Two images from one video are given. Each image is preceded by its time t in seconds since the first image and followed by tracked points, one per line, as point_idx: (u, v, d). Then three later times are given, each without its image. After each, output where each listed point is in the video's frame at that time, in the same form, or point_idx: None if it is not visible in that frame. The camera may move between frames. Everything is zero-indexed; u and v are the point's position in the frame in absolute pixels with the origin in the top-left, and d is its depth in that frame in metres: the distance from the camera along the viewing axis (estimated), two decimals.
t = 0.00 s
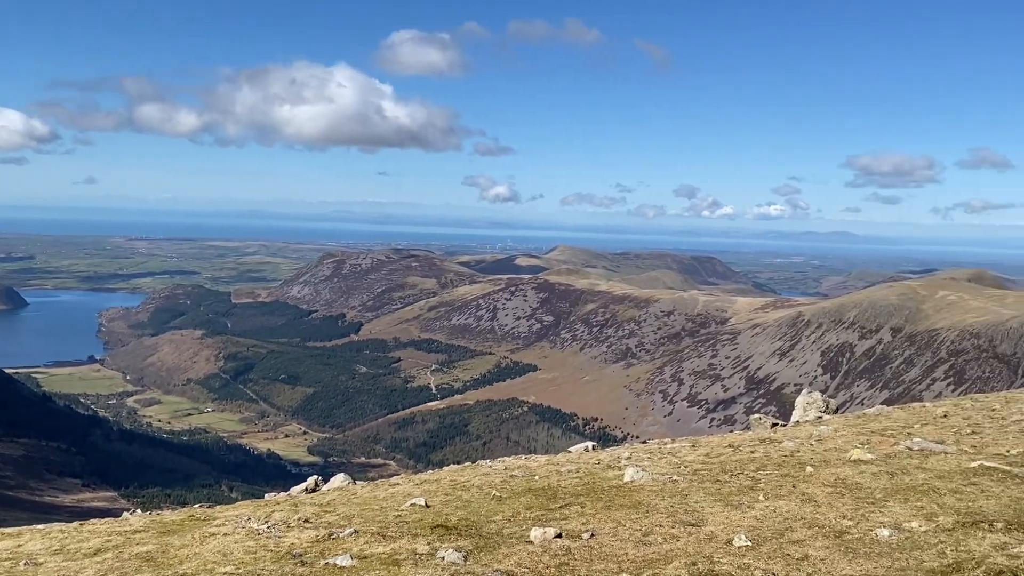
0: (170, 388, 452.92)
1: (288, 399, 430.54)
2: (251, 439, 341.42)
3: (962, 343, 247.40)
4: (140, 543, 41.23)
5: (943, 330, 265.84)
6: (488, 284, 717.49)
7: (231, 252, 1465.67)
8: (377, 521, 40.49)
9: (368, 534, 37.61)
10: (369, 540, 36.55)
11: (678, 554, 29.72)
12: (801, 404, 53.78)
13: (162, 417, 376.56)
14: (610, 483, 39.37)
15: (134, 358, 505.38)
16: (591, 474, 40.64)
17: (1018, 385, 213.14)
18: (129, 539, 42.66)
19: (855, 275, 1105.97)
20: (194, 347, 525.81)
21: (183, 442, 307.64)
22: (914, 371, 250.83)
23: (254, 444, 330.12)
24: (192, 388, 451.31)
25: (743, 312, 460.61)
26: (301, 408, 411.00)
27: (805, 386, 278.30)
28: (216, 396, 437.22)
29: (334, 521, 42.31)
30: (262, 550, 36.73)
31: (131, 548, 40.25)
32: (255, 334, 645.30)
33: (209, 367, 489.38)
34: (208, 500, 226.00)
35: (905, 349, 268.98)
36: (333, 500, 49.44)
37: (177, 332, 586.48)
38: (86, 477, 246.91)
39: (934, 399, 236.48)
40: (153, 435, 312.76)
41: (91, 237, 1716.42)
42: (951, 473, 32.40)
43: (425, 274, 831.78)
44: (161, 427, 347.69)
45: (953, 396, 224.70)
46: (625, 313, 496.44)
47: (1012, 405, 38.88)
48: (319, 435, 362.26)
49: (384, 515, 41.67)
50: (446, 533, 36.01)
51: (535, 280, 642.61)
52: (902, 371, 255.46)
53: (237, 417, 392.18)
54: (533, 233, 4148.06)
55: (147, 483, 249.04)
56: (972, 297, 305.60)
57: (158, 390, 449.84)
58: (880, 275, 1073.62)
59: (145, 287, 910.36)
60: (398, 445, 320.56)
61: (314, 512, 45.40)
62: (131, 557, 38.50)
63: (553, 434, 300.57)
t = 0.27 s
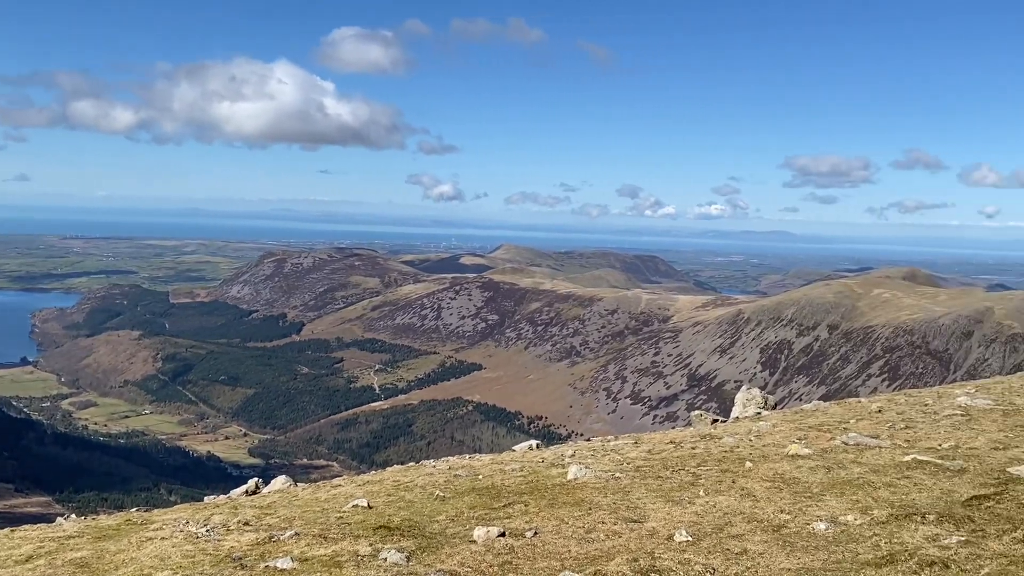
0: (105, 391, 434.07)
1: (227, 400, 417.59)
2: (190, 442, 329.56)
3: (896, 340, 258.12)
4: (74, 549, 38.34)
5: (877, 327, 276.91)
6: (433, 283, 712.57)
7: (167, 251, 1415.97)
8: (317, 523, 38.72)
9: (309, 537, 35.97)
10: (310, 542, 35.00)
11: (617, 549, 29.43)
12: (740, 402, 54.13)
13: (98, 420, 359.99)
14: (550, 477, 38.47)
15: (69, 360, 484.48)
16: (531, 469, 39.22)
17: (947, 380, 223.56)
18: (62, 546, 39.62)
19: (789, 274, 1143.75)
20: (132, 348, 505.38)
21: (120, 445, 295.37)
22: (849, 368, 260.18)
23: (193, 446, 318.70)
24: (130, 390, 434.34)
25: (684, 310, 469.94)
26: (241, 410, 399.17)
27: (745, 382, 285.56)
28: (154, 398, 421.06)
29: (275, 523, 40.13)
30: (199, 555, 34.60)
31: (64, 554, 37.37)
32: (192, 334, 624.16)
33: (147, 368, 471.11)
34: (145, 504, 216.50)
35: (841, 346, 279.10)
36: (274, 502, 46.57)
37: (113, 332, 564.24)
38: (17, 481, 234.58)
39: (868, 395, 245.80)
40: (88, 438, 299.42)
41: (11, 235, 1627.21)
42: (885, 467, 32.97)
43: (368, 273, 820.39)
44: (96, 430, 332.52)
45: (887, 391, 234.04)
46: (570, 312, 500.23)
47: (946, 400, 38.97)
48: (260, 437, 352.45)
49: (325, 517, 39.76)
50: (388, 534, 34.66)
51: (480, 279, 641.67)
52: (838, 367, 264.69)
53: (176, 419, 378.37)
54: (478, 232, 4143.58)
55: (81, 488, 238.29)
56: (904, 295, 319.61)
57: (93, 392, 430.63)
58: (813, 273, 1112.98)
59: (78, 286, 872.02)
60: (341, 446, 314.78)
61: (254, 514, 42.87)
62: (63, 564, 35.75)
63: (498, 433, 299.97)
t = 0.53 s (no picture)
0: (44, 395, 416.67)
1: (169, 402, 403.74)
2: (131, 444, 317.14)
3: (836, 337, 267.00)
4: (5, 557, 35.81)
5: (818, 325, 286.04)
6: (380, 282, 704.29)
7: (104, 250, 1363.84)
8: (261, 526, 37.18)
9: (253, 540, 34.54)
10: (254, 546, 33.56)
11: (564, 547, 29.12)
12: (686, 399, 54.39)
13: (34, 423, 343.79)
14: (496, 473, 37.73)
15: (5, 364, 466.04)
16: (478, 467, 38.28)
17: (885, 375, 232.16)
18: None
19: (732, 273, 1171.46)
20: (71, 350, 485.74)
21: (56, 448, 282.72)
22: (791, 364, 267.47)
23: (134, 449, 306.79)
24: (69, 394, 417.70)
25: (631, 308, 476.08)
26: (184, 412, 386.49)
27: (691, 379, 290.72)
28: (95, 401, 405.08)
29: (218, 527, 38.35)
30: (139, 560, 32.77)
31: None
32: (131, 335, 602.13)
33: (86, 370, 452.77)
34: (84, 509, 207.21)
35: (783, 343, 287.06)
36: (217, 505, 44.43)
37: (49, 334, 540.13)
38: None
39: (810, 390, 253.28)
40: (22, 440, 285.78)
41: None
42: (826, 462, 33.50)
43: (314, 272, 805.64)
44: (32, 433, 317.33)
45: (827, 386, 241.07)
46: (518, 310, 501.18)
47: (884, 395, 39.71)
48: (204, 439, 341.77)
49: (269, 520, 38.22)
50: (334, 536, 33.51)
51: (428, 278, 637.31)
52: (781, 363, 271.84)
53: (116, 422, 364.04)
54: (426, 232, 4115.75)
55: (16, 492, 227.31)
56: (843, 292, 331.44)
57: (32, 397, 413.10)
58: (755, 271, 1142.41)
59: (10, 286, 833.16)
60: (287, 448, 307.86)
61: (196, 518, 40.87)
62: None
63: (446, 433, 297.72)
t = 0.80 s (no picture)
0: None
1: (116, 405, 389.35)
2: (77, 448, 304.61)
3: (784, 334, 274.03)
4: None
5: (766, 322, 293.20)
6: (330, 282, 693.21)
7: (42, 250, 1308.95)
8: (210, 530, 35.77)
9: (200, 544, 33.21)
10: (202, 550, 32.26)
11: (517, 546, 28.87)
12: (637, 396, 54.48)
13: None
14: (448, 472, 37.02)
15: None
16: (431, 467, 37.46)
17: (831, 370, 238.99)
18: None
19: (681, 271, 1192.49)
20: (11, 352, 464.44)
21: None
22: (740, 361, 272.86)
23: (79, 453, 294.56)
24: (9, 397, 398.67)
25: (583, 307, 479.66)
26: (131, 415, 373.09)
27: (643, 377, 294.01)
28: (36, 405, 387.69)
29: (165, 531, 36.62)
30: (82, 565, 31.13)
31: None
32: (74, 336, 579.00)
33: (27, 373, 433.44)
34: (26, 514, 197.42)
35: (732, 340, 293.07)
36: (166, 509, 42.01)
37: None
38: None
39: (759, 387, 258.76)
40: None
41: None
42: (774, 457, 34.03)
43: (262, 272, 788.14)
44: None
45: (776, 382, 246.25)
46: (471, 310, 499.41)
47: (830, 391, 40.41)
48: (152, 442, 330.55)
49: (218, 523, 36.72)
50: (284, 539, 32.48)
51: (378, 278, 630.08)
52: (730, 360, 277.06)
53: (60, 425, 349.39)
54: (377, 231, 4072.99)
55: None
56: (790, 291, 340.83)
57: None
58: (704, 270, 1165.14)
59: None
60: (236, 450, 300.18)
61: (144, 522, 38.86)
62: None
63: (398, 433, 293.96)
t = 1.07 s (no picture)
0: None
1: (65, 409, 375.31)
2: (24, 454, 292.05)
3: (738, 332, 279.27)
4: None
5: (721, 320, 298.65)
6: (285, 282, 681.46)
7: None
8: (163, 534, 34.46)
9: (154, 548, 31.97)
10: (155, 555, 31.04)
11: (475, 546, 28.49)
12: (595, 394, 54.42)
13: None
14: (404, 472, 36.29)
15: None
16: (388, 467, 36.72)
17: (784, 367, 244.25)
18: None
19: (637, 271, 1207.66)
20: None
21: None
22: (695, 359, 277.25)
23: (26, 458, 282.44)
24: None
25: (540, 306, 481.29)
26: (81, 419, 359.87)
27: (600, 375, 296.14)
28: None
29: (115, 537, 35.09)
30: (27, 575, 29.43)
31: None
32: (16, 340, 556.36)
33: None
34: None
35: (687, 339, 297.53)
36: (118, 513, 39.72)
37: None
38: None
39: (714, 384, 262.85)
40: None
41: None
42: (728, 454, 34.34)
43: (214, 273, 770.60)
44: None
45: (730, 379, 250.86)
46: (428, 310, 496.76)
47: (782, 387, 40.95)
48: (103, 447, 319.33)
49: (170, 527, 35.31)
50: (239, 543, 31.44)
51: (334, 278, 621.94)
52: (686, 358, 280.86)
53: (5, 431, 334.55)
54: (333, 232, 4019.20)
55: None
56: (743, 289, 347.96)
57: None
58: (660, 269, 1182.52)
59: None
60: (190, 454, 291.64)
61: (94, 527, 37.01)
62: None
63: (355, 434, 290.01)
